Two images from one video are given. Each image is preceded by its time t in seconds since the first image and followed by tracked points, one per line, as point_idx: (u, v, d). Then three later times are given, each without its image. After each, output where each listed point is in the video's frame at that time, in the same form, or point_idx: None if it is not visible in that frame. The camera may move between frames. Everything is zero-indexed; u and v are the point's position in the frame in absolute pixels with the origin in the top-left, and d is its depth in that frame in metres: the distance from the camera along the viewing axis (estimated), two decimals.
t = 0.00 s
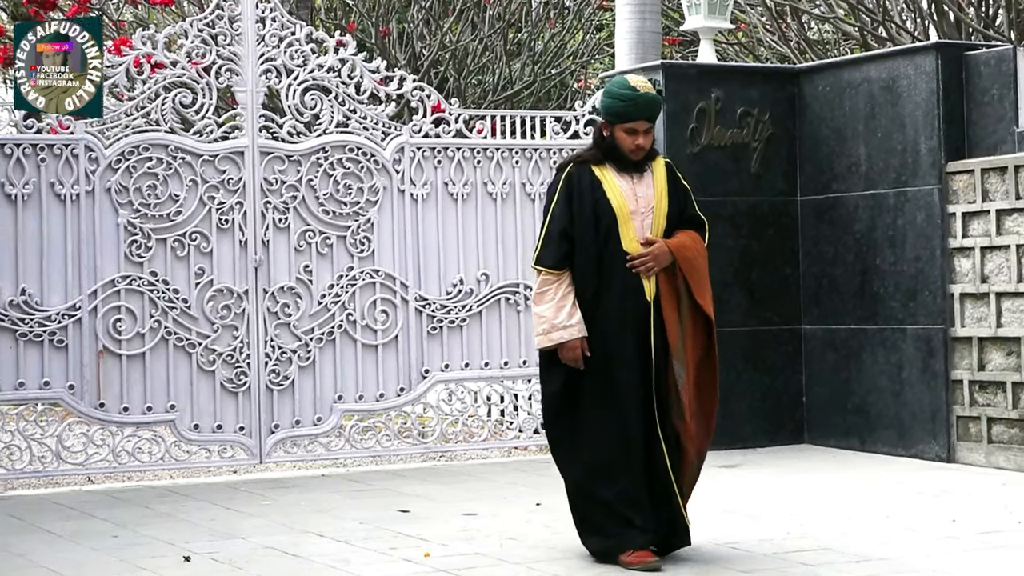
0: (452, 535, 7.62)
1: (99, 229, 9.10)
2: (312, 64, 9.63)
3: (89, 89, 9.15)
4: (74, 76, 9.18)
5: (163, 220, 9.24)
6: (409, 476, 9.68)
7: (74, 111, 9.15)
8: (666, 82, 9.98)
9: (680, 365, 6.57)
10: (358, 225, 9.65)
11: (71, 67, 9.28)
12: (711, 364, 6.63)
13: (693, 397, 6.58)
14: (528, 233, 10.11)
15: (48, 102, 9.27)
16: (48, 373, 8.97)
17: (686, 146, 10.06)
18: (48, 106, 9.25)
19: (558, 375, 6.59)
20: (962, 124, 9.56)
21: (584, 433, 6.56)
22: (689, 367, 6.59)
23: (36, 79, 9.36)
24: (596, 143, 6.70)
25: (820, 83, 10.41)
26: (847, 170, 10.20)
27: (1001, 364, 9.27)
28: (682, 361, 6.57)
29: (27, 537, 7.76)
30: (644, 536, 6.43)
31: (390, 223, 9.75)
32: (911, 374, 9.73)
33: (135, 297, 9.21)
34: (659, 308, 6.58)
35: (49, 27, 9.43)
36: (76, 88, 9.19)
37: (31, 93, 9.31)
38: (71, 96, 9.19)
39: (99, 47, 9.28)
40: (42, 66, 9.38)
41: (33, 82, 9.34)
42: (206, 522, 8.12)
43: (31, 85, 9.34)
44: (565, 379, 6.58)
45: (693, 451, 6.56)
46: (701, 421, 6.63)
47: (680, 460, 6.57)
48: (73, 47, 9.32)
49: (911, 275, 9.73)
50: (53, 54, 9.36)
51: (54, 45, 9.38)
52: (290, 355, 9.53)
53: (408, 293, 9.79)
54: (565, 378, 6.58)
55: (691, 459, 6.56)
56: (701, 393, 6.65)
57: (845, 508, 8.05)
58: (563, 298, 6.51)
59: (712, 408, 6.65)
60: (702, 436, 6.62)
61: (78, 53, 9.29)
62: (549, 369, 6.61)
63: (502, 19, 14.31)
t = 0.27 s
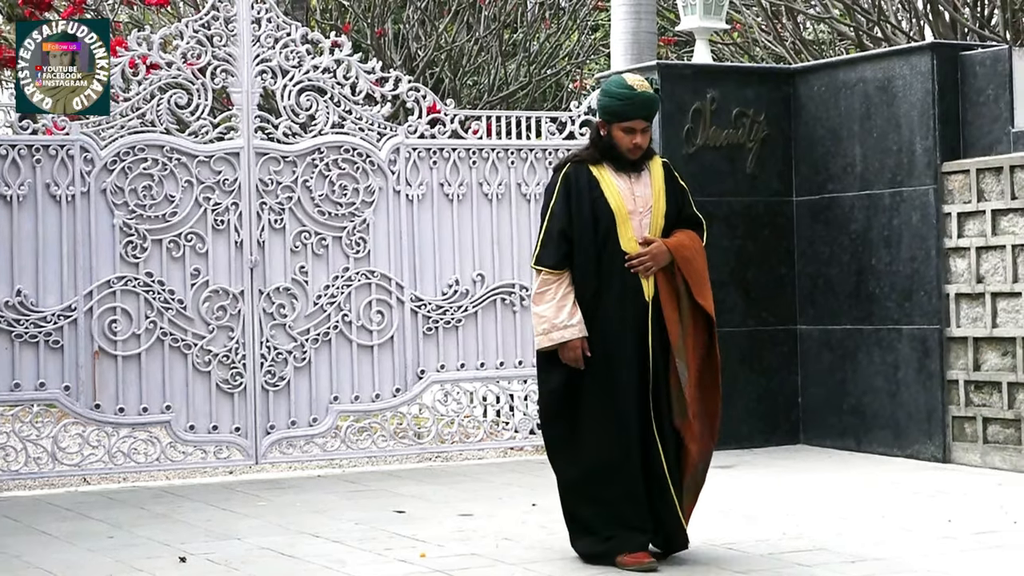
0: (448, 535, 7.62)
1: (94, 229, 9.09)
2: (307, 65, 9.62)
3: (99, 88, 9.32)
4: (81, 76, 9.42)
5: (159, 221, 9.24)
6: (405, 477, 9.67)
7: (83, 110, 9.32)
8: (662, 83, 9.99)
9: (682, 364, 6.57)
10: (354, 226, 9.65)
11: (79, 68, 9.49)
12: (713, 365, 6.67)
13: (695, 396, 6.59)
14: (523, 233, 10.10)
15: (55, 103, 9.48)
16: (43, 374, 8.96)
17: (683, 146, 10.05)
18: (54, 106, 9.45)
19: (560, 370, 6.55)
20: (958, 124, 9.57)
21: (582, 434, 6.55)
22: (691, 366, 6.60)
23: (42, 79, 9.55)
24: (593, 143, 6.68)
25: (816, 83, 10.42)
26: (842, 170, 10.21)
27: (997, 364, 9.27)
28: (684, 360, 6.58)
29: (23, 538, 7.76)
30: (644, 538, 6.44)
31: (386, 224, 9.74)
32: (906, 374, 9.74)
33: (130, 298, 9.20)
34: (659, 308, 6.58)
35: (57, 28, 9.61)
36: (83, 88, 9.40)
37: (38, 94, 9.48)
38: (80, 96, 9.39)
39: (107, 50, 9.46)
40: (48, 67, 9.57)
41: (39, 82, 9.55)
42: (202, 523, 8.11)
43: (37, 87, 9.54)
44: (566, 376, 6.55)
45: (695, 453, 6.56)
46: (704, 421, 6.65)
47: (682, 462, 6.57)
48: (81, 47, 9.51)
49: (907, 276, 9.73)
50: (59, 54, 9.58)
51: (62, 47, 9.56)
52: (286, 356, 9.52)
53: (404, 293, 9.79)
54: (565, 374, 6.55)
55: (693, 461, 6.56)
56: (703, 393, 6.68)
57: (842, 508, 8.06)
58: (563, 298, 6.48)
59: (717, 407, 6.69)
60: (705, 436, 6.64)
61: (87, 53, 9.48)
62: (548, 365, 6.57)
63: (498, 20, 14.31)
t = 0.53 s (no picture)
0: (443, 537, 7.62)
1: (89, 231, 9.09)
2: (302, 66, 9.63)
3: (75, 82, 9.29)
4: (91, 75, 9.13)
5: (154, 222, 9.24)
6: (401, 478, 9.67)
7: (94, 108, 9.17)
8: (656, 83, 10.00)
9: (688, 360, 6.51)
10: (349, 227, 9.65)
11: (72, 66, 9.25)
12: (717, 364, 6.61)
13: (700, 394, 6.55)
14: (518, 235, 10.11)
15: (69, 103, 9.09)
16: (38, 376, 8.95)
17: (677, 148, 10.06)
18: (69, 107, 9.07)
19: (561, 369, 6.52)
20: (952, 125, 9.57)
21: (582, 434, 6.52)
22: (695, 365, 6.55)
23: (54, 79, 9.04)
24: (591, 143, 6.66)
25: (811, 83, 10.42)
26: (837, 171, 10.21)
27: (991, 365, 9.28)
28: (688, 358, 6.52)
29: (18, 540, 7.75)
30: (642, 540, 6.44)
31: (381, 225, 9.74)
32: (901, 375, 9.75)
33: (125, 300, 9.19)
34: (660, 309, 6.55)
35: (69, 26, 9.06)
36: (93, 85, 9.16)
37: (52, 97, 9.02)
38: (94, 95, 9.14)
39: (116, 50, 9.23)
40: (61, 66, 9.05)
41: (53, 83, 9.03)
42: (197, 525, 8.11)
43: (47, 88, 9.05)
44: (567, 374, 6.52)
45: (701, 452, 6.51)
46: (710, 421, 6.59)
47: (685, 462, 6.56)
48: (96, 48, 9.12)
49: (902, 276, 9.74)
50: (74, 54, 9.07)
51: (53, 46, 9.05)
52: (281, 357, 9.52)
53: (399, 295, 9.78)
54: (566, 373, 6.52)
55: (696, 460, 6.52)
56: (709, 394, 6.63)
57: (837, 509, 8.06)
58: (564, 297, 6.47)
59: (724, 408, 6.62)
60: (713, 437, 6.59)
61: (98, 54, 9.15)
62: (548, 363, 6.54)
63: (493, 21, 14.31)
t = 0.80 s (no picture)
0: (439, 538, 7.61)
1: (85, 233, 9.07)
2: (297, 68, 9.62)
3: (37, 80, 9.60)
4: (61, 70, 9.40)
5: (149, 224, 9.24)
6: (397, 479, 9.66)
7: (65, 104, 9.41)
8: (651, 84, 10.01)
9: (691, 359, 6.39)
10: (345, 229, 9.64)
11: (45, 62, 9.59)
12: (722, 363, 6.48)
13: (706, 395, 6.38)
14: (513, 237, 10.11)
15: (76, 103, 9.25)
16: (34, 377, 8.94)
17: (673, 149, 10.07)
18: (77, 107, 9.24)
19: (562, 370, 6.44)
20: (948, 126, 9.58)
21: (582, 435, 6.43)
22: (699, 366, 6.41)
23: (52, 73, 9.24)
24: (591, 142, 6.60)
25: (806, 84, 10.43)
26: (833, 172, 10.22)
27: (987, 366, 9.28)
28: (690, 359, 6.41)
29: (13, 541, 7.74)
30: (642, 542, 6.36)
31: (377, 226, 9.74)
32: (897, 376, 9.75)
33: (121, 301, 9.19)
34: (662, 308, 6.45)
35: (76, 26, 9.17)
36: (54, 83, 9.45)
37: (60, 96, 9.20)
38: (100, 95, 9.25)
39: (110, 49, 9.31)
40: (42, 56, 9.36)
41: (61, 83, 9.19)
42: (192, 526, 8.10)
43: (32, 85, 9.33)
44: (568, 375, 6.44)
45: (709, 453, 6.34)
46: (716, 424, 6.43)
47: (692, 466, 6.38)
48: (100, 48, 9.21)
49: (897, 277, 9.75)
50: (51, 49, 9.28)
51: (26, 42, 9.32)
52: (277, 359, 9.51)
53: (394, 296, 9.77)
54: (568, 373, 6.44)
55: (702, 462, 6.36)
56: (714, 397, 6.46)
57: (833, 510, 8.06)
58: (565, 299, 6.40)
59: (728, 412, 6.48)
60: (719, 440, 6.43)
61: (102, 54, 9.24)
62: (551, 363, 6.45)
63: (488, 22, 14.31)
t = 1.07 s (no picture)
0: (437, 538, 7.62)
1: (82, 233, 9.07)
2: (295, 68, 9.62)
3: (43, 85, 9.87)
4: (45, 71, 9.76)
5: (147, 224, 9.24)
6: (395, 479, 9.66)
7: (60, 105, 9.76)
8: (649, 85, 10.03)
9: (692, 360, 6.38)
10: (342, 229, 9.65)
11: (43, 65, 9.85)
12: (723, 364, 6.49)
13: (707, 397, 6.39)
14: (511, 237, 10.11)
15: (84, 103, 9.23)
16: (32, 378, 8.93)
17: (671, 149, 10.08)
18: (82, 106, 9.21)
19: (562, 371, 6.44)
20: (945, 126, 9.58)
21: (582, 436, 6.42)
22: (701, 368, 6.41)
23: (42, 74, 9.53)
24: (594, 141, 6.59)
25: (804, 85, 10.44)
26: (830, 172, 10.23)
27: (985, 366, 9.28)
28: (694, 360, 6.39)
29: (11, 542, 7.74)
30: (644, 543, 6.35)
31: (375, 227, 9.74)
32: (895, 376, 9.76)
33: (119, 302, 9.18)
34: (665, 309, 6.44)
35: (84, 29, 9.30)
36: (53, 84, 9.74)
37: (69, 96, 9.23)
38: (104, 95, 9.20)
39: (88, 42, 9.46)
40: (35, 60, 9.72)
41: (70, 83, 9.25)
42: (191, 527, 8.10)
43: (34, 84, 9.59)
44: (568, 376, 6.44)
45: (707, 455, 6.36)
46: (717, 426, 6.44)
47: (696, 468, 6.35)
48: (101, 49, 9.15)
49: (895, 277, 9.75)
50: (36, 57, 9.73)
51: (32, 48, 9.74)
52: (275, 359, 9.52)
53: (392, 297, 9.78)
54: (569, 374, 6.44)
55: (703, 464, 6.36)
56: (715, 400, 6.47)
57: (831, 510, 8.06)
58: (566, 300, 6.40)
59: (728, 415, 6.51)
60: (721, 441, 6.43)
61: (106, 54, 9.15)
62: (551, 364, 6.44)
63: (486, 22, 14.31)
